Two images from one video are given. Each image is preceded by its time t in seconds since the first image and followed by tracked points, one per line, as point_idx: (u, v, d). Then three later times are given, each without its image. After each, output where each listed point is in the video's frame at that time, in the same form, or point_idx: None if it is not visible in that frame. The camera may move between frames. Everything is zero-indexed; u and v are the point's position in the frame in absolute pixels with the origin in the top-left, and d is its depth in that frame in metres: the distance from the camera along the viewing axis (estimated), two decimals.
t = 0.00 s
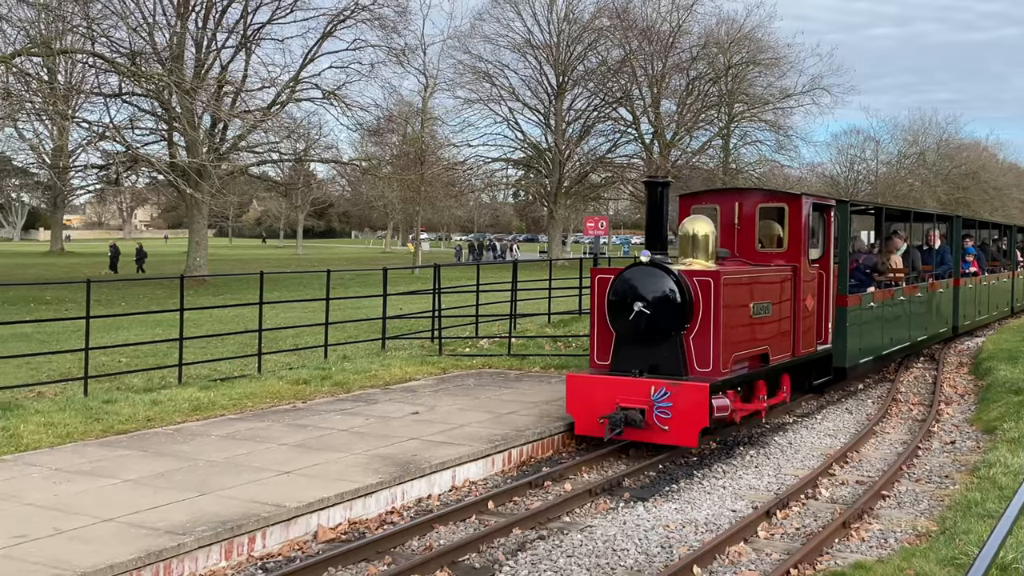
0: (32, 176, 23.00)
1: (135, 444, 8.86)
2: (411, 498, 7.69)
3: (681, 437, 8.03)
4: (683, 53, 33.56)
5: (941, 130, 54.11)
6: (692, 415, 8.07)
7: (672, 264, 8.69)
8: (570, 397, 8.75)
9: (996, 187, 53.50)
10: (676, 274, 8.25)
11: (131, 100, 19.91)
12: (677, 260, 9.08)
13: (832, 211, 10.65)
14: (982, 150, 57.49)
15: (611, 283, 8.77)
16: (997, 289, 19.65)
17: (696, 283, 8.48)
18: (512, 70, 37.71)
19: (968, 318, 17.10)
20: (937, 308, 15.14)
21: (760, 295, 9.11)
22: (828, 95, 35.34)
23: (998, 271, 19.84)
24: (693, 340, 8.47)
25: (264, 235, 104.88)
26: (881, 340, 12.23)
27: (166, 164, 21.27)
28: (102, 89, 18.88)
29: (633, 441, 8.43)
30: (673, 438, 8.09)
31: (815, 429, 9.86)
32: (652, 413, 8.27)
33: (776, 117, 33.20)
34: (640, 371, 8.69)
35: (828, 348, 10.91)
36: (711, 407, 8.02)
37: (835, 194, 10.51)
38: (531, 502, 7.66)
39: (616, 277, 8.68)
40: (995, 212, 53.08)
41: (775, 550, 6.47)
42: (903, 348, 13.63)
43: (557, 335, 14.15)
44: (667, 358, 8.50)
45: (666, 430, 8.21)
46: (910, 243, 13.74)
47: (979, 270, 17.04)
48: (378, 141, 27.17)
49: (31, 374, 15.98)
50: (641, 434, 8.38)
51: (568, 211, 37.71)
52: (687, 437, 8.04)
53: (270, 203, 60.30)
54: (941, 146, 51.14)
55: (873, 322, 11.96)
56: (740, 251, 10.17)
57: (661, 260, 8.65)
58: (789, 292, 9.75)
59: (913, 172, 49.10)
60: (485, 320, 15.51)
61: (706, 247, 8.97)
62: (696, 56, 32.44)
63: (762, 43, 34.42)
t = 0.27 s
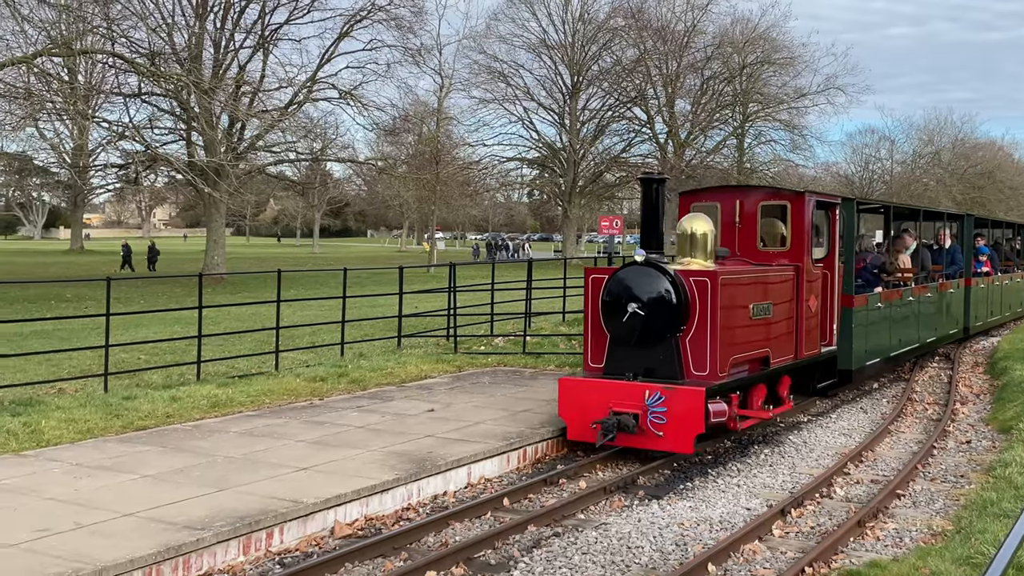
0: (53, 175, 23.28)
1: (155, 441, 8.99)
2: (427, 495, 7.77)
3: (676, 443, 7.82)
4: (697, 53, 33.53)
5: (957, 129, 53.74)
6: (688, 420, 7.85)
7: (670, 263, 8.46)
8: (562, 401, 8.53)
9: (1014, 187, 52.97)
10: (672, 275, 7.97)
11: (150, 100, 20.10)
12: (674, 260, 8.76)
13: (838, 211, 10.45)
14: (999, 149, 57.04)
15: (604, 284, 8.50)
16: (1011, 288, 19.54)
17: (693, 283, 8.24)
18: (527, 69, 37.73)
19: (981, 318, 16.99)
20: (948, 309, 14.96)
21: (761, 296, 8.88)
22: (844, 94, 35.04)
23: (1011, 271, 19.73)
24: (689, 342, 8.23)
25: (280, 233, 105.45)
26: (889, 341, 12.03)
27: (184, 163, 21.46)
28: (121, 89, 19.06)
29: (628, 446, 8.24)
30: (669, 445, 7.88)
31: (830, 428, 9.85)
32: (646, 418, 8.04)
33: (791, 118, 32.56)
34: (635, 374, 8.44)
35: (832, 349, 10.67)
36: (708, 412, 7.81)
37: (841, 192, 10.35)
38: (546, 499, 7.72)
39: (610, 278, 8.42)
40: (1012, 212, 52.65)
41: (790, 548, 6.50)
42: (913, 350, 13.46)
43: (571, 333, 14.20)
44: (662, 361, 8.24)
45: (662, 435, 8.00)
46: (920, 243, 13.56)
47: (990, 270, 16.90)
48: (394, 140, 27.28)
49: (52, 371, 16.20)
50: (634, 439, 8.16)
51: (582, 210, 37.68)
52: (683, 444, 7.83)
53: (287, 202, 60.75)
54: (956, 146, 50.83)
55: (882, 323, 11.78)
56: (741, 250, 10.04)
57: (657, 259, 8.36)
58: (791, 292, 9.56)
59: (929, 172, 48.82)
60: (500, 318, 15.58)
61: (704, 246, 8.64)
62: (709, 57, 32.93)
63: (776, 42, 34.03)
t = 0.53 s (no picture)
0: (72, 174, 23.56)
1: (174, 436, 9.11)
2: (443, 492, 7.85)
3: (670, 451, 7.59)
4: (712, 53, 33.43)
5: (973, 129, 53.44)
6: (679, 426, 7.63)
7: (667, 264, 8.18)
8: (553, 404, 8.29)
9: None
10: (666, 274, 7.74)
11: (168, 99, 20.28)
12: (673, 258, 8.57)
13: (842, 207, 10.18)
14: (1016, 148, 56.64)
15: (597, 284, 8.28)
16: None
17: (687, 283, 7.97)
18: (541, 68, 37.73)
19: (993, 318, 16.90)
20: (959, 309, 14.84)
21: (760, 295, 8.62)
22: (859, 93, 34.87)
23: None
24: (684, 345, 7.97)
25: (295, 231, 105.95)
26: (896, 341, 11.88)
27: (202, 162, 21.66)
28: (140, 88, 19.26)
29: (620, 452, 8.02)
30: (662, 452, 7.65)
31: (844, 426, 9.85)
32: (638, 425, 7.81)
33: (804, 116, 32.92)
34: (628, 378, 8.20)
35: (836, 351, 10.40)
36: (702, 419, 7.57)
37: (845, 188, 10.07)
38: (560, 496, 7.78)
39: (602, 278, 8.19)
40: None
41: (805, 546, 6.52)
42: (923, 351, 13.35)
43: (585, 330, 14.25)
44: (656, 364, 7.99)
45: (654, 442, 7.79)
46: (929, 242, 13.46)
47: (1002, 270, 16.82)
48: (409, 139, 27.39)
49: (72, 367, 16.42)
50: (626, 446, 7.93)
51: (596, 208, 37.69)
52: (677, 451, 7.59)
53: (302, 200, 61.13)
54: (972, 145, 50.57)
55: (890, 323, 11.67)
56: (741, 249, 9.81)
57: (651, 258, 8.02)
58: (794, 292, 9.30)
59: (944, 171, 48.59)
60: (515, 316, 15.66)
61: (702, 245, 8.38)
62: (724, 56, 32.70)
63: (792, 41, 33.89)
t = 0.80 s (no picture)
0: (93, 172, 23.84)
1: (193, 432, 9.25)
2: (458, 488, 7.93)
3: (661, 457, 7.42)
4: (727, 53, 33.30)
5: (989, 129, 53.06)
6: (671, 432, 7.46)
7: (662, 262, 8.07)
8: (542, 408, 8.14)
9: None
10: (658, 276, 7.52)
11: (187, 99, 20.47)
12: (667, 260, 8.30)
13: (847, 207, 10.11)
14: None
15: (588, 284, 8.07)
16: None
17: (681, 284, 7.78)
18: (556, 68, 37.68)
19: (1007, 318, 16.80)
20: (969, 310, 14.74)
21: (758, 296, 8.42)
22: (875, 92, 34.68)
23: None
24: (677, 348, 7.77)
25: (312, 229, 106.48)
26: (903, 343, 11.80)
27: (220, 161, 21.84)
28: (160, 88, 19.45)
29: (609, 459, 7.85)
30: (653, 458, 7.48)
31: (859, 425, 9.84)
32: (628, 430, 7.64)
33: (820, 116, 32.93)
34: (620, 381, 8.01)
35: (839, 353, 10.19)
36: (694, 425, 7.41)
37: (850, 188, 10.03)
38: (575, 494, 7.84)
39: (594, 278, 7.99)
40: None
41: (819, 545, 6.54)
42: (932, 352, 13.25)
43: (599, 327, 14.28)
44: (649, 368, 7.80)
45: (644, 448, 7.64)
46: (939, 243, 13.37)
47: (1014, 271, 16.72)
48: (425, 138, 27.48)
49: (92, 363, 16.62)
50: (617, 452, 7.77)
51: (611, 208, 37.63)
52: (668, 457, 7.42)
53: (318, 199, 61.36)
54: (988, 145, 50.22)
55: (896, 325, 11.58)
56: (741, 249, 9.68)
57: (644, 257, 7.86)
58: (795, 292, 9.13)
59: (960, 171, 48.27)
60: (529, 315, 15.70)
61: (698, 244, 8.17)
62: (739, 56, 32.62)
63: (807, 41, 33.86)
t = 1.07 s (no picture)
0: (113, 171, 24.10)
1: (212, 429, 9.37)
2: (474, 486, 8.00)
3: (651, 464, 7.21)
4: (743, 52, 33.17)
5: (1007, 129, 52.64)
6: (661, 439, 7.24)
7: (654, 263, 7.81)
8: (529, 414, 7.96)
9: None
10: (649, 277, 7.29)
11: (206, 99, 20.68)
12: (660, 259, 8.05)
13: (849, 204, 9.85)
14: None
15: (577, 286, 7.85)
16: None
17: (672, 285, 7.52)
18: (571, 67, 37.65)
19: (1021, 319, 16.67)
20: (981, 311, 14.59)
21: (755, 298, 8.17)
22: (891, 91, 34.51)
23: None
24: (668, 353, 7.53)
25: (329, 228, 106.99)
26: (910, 344, 11.67)
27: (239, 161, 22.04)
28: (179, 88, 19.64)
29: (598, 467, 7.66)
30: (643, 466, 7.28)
31: (874, 425, 9.82)
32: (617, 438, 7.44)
33: (835, 115, 32.82)
34: (609, 387, 7.77)
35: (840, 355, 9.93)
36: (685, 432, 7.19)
37: (852, 184, 9.76)
38: (590, 492, 7.89)
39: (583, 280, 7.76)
40: None
41: (834, 544, 6.55)
42: (942, 355, 13.11)
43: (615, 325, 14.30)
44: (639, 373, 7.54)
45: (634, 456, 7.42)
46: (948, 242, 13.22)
47: None
48: (442, 137, 27.58)
49: (113, 360, 16.83)
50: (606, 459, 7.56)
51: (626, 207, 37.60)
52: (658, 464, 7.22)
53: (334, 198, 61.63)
54: (1005, 145, 49.83)
55: (902, 326, 11.46)
56: (740, 248, 9.42)
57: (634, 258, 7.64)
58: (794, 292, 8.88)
59: (976, 170, 47.91)
60: (545, 313, 15.74)
61: (693, 244, 7.91)
62: (754, 55, 32.31)
63: (822, 41, 33.64)
